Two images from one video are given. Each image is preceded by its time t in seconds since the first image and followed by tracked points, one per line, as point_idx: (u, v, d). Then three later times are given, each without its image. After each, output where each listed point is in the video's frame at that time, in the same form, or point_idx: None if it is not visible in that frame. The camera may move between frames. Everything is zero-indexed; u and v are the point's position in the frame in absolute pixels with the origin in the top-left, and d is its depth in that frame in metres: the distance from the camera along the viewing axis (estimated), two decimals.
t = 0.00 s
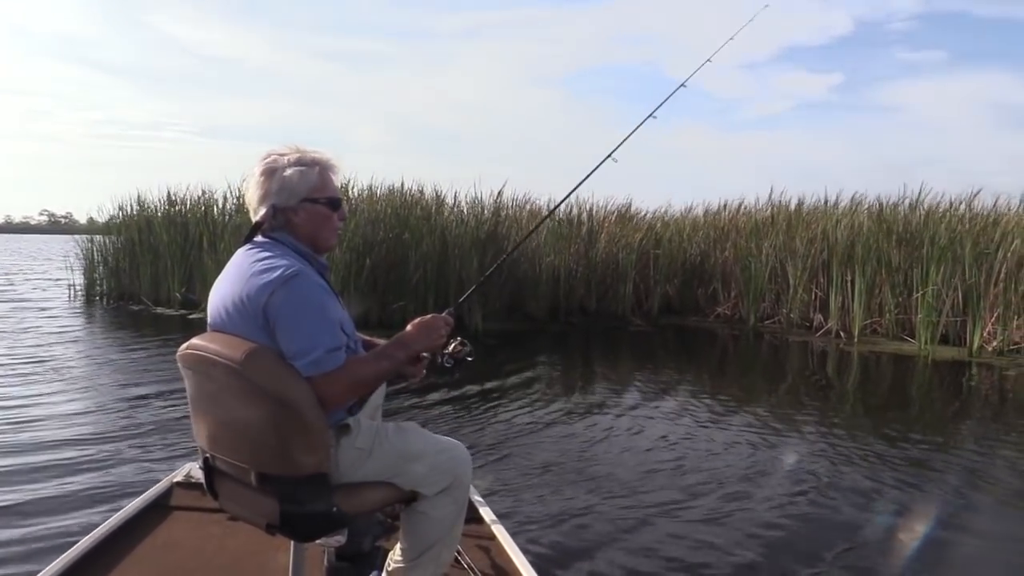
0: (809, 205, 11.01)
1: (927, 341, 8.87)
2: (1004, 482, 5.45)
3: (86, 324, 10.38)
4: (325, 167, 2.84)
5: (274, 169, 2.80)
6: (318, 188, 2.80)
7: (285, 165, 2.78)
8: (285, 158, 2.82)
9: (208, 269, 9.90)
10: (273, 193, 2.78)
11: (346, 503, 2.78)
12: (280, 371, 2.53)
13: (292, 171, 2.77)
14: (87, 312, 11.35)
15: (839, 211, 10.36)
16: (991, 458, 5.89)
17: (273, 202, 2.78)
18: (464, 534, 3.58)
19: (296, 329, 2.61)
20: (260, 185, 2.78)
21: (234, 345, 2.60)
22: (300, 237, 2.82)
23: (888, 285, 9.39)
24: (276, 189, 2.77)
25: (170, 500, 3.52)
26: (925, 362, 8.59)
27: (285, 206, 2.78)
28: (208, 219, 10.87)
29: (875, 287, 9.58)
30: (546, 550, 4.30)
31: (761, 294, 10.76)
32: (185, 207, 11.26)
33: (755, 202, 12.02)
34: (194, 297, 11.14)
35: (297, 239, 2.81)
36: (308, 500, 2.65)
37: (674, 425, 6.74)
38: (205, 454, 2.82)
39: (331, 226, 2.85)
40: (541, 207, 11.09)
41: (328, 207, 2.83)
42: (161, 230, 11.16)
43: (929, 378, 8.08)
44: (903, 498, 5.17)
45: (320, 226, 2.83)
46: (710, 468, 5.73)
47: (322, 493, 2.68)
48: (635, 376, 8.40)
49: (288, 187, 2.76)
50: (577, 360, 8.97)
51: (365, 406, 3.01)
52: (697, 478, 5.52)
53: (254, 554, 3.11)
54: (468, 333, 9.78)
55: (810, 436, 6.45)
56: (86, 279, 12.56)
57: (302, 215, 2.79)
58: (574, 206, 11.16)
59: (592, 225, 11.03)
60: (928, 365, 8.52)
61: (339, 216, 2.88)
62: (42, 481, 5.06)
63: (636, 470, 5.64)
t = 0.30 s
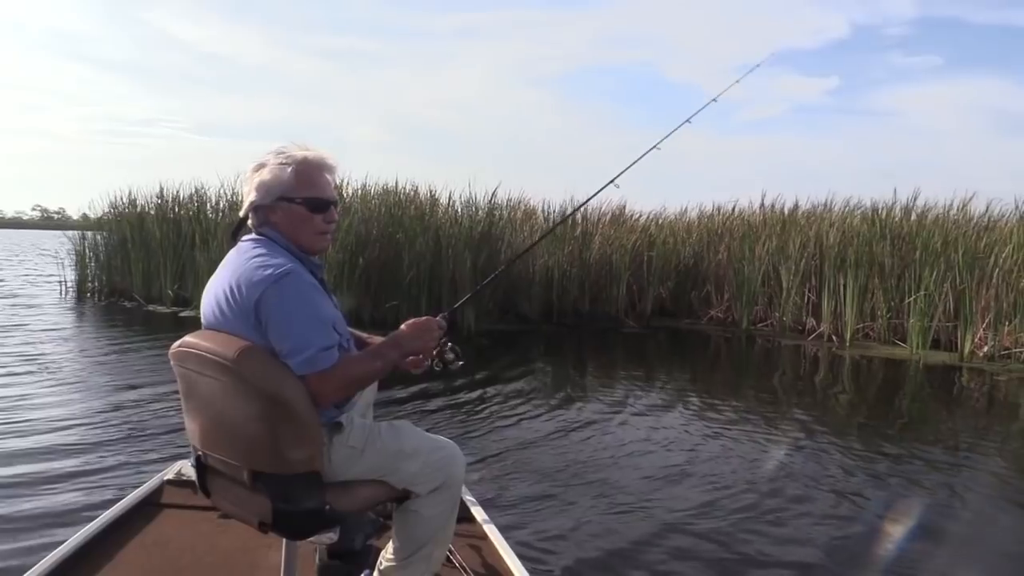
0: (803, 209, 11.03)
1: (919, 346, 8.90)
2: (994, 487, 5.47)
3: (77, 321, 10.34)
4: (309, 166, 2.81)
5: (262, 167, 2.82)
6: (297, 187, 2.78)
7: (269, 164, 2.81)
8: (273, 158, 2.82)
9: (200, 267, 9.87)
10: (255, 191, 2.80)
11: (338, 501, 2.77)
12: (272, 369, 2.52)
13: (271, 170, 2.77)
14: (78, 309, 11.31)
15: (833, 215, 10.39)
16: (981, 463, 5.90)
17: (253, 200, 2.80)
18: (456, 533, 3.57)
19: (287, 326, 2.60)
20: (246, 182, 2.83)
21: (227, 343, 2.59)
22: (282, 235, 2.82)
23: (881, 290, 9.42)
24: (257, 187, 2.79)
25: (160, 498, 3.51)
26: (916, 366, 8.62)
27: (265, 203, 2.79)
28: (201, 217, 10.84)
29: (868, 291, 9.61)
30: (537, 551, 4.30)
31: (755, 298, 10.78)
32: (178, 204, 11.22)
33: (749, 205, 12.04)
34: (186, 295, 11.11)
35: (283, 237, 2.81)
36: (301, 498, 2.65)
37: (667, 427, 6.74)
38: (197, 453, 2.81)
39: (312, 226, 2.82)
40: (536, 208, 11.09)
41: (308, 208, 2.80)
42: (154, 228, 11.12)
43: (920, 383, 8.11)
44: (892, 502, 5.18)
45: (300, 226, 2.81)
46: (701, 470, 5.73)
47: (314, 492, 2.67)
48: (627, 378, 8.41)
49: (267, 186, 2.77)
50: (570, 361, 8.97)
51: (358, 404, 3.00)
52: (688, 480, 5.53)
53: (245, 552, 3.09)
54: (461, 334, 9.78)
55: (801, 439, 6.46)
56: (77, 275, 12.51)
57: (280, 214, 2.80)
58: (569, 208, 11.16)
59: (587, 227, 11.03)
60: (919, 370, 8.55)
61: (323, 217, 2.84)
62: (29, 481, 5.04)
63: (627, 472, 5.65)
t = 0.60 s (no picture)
0: (799, 210, 11.04)
1: (916, 347, 8.91)
2: (989, 489, 5.47)
3: (72, 323, 10.30)
4: (299, 167, 2.79)
5: (253, 168, 2.82)
6: (290, 189, 2.77)
7: (261, 166, 2.80)
8: (264, 159, 2.81)
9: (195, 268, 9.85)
10: (245, 193, 2.80)
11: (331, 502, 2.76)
12: (264, 371, 2.52)
13: (262, 171, 2.77)
14: (73, 312, 11.27)
15: (829, 218, 10.39)
16: (976, 465, 5.90)
17: (244, 202, 2.79)
18: (449, 535, 3.55)
19: (278, 328, 2.59)
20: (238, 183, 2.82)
21: (218, 345, 2.58)
22: (272, 236, 2.81)
23: (877, 292, 9.43)
24: (247, 188, 2.79)
25: (151, 500, 3.49)
26: (912, 368, 8.63)
27: (256, 205, 2.79)
28: (196, 218, 10.81)
29: (863, 293, 9.62)
30: (530, 552, 4.30)
31: (751, 300, 10.78)
32: (173, 206, 11.20)
33: (745, 207, 12.05)
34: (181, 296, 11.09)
35: (274, 239, 2.80)
36: (293, 500, 2.63)
37: (662, 429, 6.74)
38: (188, 455, 2.79)
39: (302, 228, 2.81)
40: (532, 209, 11.09)
41: (300, 210, 2.80)
42: (149, 230, 11.10)
43: (916, 385, 8.11)
44: (887, 503, 5.18)
45: (291, 228, 2.80)
46: (696, 472, 5.73)
47: (307, 493, 2.66)
48: (623, 380, 8.40)
49: (257, 187, 2.77)
50: (566, 363, 8.96)
51: (350, 406, 2.99)
52: (684, 482, 5.52)
53: (236, 554, 3.09)
54: (457, 336, 9.77)
55: (796, 441, 6.46)
56: (72, 276, 12.48)
57: (271, 216, 2.79)
58: (565, 209, 11.16)
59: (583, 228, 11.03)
60: (915, 372, 8.55)
61: (313, 219, 2.83)
62: (22, 485, 5.03)
63: (622, 474, 5.64)
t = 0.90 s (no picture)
0: (795, 214, 11.06)
1: (910, 351, 8.91)
2: (983, 493, 5.47)
3: (66, 324, 10.28)
4: (293, 169, 2.80)
5: (246, 169, 2.81)
6: (283, 190, 2.77)
7: (254, 167, 2.79)
8: (257, 159, 2.81)
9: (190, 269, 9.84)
10: (238, 194, 2.79)
11: (321, 503, 2.76)
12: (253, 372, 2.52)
13: (256, 173, 2.76)
14: (67, 312, 11.25)
15: (824, 221, 10.41)
16: (970, 469, 5.91)
17: (237, 202, 2.78)
18: (439, 537, 3.55)
19: (268, 330, 2.58)
20: (230, 185, 2.81)
21: (209, 346, 2.58)
22: (265, 237, 2.81)
23: (872, 296, 9.44)
24: (240, 189, 2.78)
25: (139, 501, 3.49)
26: (907, 372, 8.64)
27: (249, 206, 2.78)
28: (192, 218, 10.80)
29: (859, 297, 9.63)
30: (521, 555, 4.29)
31: (746, 303, 10.79)
32: (168, 206, 11.18)
33: (741, 209, 12.06)
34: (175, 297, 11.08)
35: (266, 240, 2.80)
36: (282, 502, 2.63)
37: (656, 432, 6.73)
38: (177, 456, 2.79)
39: (296, 230, 2.81)
40: (527, 211, 11.09)
41: (294, 211, 2.80)
42: (144, 230, 11.09)
43: (910, 389, 8.13)
44: (881, 507, 5.18)
45: (284, 229, 2.81)
46: (690, 475, 5.72)
47: (296, 494, 2.65)
48: (617, 383, 8.40)
49: (250, 189, 2.76)
50: (561, 366, 8.96)
51: (341, 408, 2.98)
52: (677, 486, 5.52)
53: (224, 556, 3.08)
54: (452, 338, 9.77)
55: (789, 445, 6.46)
56: (67, 276, 12.47)
57: (265, 217, 2.79)
58: (561, 212, 11.16)
59: (579, 230, 11.03)
60: (910, 376, 8.56)
61: (307, 220, 2.83)
62: (12, 487, 5.01)
63: (615, 476, 5.63)
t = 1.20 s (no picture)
0: (791, 214, 11.07)
1: (906, 351, 8.92)
2: (979, 493, 5.46)
3: (61, 328, 10.26)
4: (282, 169, 2.81)
5: (232, 171, 2.80)
6: (274, 192, 2.78)
7: (241, 169, 2.78)
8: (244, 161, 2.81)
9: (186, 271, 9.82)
10: (228, 196, 2.78)
11: (312, 505, 2.75)
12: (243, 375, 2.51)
13: (246, 174, 2.75)
14: (62, 316, 11.23)
15: (820, 222, 10.42)
16: (965, 469, 5.91)
17: (227, 205, 2.77)
18: (430, 539, 3.54)
19: (258, 332, 2.58)
20: (217, 187, 2.79)
21: (198, 348, 2.57)
22: (256, 239, 2.80)
23: (868, 295, 9.44)
24: (229, 192, 2.77)
25: (129, 505, 3.47)
26: (904, 373, 8.64)
27: (240, 208, 2.77)
28: (187, 221, 10.79)
29: (855, 297, 9.63)
30: (516, 556, 4.27)
31: (743, 304, 10.79)
32: (164, 209, 11.17)
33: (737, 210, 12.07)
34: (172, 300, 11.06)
35: (256, 241, 2.80)
36: (273, 504, 2.62)
37: (651, 433, 6.72)
38: (167, 459, 2.77)
39: (287, 230, 2.83)
40: (524, 213, 11.10)
41: (285, 211, 2.81)
42: (139, 232, 11.07)
43: (907, 389, 8.12)
44: (877, 508, 5.17)
45: (276, 229, 2.81)
46: (685, 476, 5.71)
47: (287, 497, 2.64)
48: (614, 384, 8.39)
49: (241, 191, 2.75)
50: (557, 367, 8.96)
51: (331, 410, 2.98)
52: (672, 487, 5.50)
53: (215, 560, 3.07)
54: (448, 340, 9.76)
55: (785, 446, 6.45)
56: (62, 280, 12.45)
57: (257, 218, 2.78)
58: (557, 213, 11.16)
59: (575, 231, 11.03)
60: (906, 376, 8.56)
61: (297, 219, 2.85)
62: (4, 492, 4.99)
63: (610, 477, 5.63)
